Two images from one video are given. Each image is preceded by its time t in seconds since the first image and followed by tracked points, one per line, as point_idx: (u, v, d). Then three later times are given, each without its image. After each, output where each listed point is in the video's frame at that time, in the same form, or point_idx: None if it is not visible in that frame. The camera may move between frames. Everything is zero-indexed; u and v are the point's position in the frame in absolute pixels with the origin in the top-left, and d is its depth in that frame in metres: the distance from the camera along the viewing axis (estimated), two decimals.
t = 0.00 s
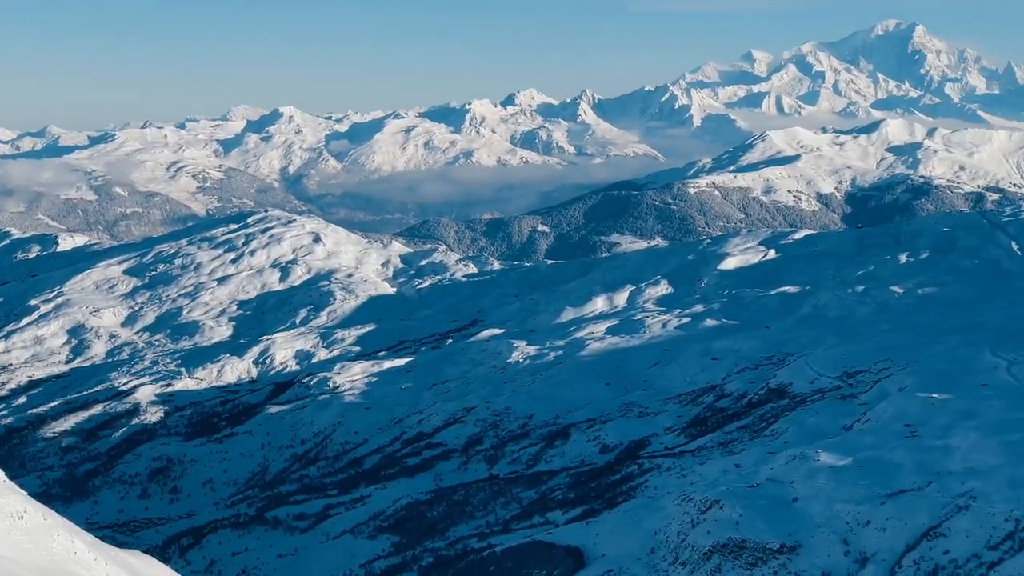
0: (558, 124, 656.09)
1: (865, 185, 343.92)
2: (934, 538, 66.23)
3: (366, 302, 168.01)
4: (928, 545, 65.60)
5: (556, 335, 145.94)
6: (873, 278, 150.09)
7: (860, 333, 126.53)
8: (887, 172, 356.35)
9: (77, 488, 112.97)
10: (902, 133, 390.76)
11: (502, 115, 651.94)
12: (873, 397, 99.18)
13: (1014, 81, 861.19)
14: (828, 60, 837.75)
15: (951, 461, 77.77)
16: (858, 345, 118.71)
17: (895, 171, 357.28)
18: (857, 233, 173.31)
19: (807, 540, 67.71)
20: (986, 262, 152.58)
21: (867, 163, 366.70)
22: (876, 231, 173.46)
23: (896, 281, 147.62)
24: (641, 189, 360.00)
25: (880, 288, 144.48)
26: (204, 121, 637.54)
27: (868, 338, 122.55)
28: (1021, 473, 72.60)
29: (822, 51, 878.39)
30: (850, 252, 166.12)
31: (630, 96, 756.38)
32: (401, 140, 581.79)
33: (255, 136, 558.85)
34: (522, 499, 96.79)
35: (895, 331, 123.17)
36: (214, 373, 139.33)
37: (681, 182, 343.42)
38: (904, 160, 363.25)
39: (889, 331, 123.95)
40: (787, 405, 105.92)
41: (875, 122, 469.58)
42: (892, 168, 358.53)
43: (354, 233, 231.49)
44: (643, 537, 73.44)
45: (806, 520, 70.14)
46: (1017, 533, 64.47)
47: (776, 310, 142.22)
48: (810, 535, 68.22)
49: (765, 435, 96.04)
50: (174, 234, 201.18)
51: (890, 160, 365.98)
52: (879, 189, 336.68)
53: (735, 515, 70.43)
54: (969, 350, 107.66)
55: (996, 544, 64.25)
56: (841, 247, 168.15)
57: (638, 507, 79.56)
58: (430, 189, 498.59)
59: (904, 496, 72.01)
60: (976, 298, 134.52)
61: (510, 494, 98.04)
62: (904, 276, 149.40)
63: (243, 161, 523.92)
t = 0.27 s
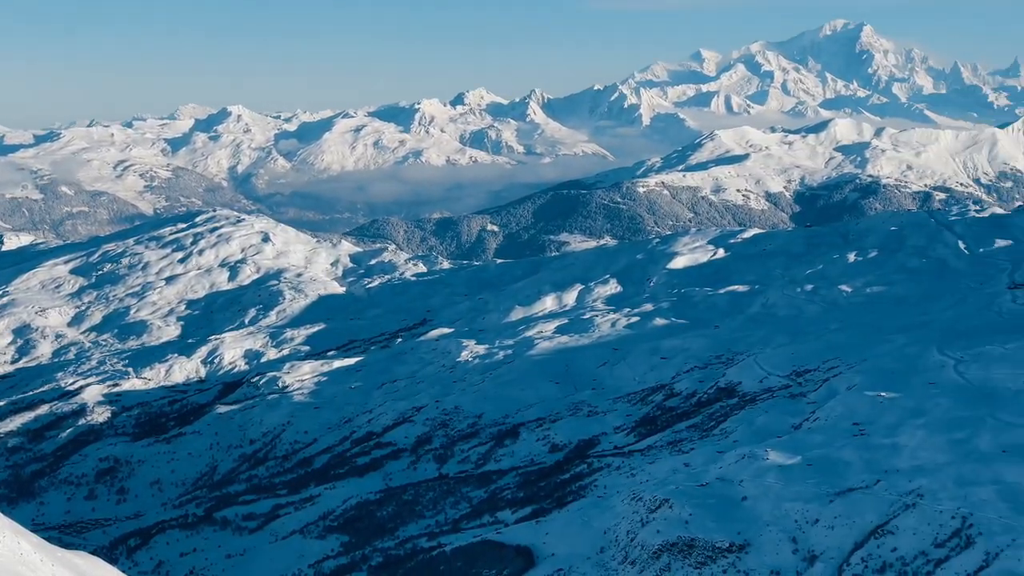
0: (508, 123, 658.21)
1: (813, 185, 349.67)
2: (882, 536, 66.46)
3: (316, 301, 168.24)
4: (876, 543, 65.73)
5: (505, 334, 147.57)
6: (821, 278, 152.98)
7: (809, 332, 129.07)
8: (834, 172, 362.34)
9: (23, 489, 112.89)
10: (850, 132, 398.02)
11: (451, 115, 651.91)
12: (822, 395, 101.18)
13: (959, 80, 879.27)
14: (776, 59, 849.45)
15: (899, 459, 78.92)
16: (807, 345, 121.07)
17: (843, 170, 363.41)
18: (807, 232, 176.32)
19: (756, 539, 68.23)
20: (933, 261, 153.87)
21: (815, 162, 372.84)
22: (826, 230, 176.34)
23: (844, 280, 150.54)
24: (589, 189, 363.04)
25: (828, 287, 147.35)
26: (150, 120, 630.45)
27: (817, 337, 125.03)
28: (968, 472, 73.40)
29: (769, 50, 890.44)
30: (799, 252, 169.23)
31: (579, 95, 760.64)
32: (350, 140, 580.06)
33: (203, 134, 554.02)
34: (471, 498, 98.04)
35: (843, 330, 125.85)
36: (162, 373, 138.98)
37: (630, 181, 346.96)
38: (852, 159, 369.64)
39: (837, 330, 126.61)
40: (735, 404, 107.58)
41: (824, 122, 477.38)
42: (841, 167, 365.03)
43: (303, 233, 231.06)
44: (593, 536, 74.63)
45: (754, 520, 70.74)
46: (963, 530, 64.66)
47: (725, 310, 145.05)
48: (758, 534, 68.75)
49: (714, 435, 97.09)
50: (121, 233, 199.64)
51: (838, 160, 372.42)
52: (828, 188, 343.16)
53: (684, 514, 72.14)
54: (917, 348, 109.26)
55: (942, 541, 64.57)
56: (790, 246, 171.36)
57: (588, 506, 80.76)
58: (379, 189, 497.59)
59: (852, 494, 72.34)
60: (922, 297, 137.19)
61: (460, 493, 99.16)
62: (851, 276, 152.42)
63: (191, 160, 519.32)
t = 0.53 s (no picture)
0: (463, 123, 659.35)
1: (768, 184, 354.39)
2: (836, 534, 66.56)
3: (271, 301, 168.51)
4: (831, 542, 65.91)
5: (461, 334, 148.99)
6: (777, 277, 155.59)
7: (764, 332, 131.49)
8: (789, 171, 367.25)
9: None
10: (805, 132, 404.13)
11: (407, 115, 651.08)
12: (777, 395, 99.88)
13: (911, 81, 894.20)
14: (731, 60, 858.83)
15: (854, 459, 78.05)
16: (762, 345, 123.25)
17: (798, 170, 368.39)
18: (762, 232, 180.23)
19: (711, 538, 68.40)
20: (887, 260, 156.69)
21: (770, 162, 378.09)
22: (781, 231, 180.10)
23: (800, 280, 152.98)
24: (544, 188, 365.25)
25: (783, 287, 149.89)
26: (103, 119, 623.97)
27: (772, 337, 127.28)
28: (922, 471, 72.97)
29: (724, 51, 900.05)
30: (754, 251, 172.40)
31: (534, 95, 763.65)
32: (306, 140, 578.25)
33: (157, 134, 549.72)
34: (427, 498, 98.99)
35: (797, 330, 128.64)
36: (116, 373, 139.49)
37: (586, 181, 349.77)
38: (806, 159, 374.82)
39: (791, 330, 129.34)
40: (690, 403, 109.03)
41: (778, 123, 482.94)
42: (795, 166, 369.85)
43: (260, 233, 231.02)
44: (548, 536, 74.77)
45: (709, 519, 70.88)
46: (917, 529, 64.94)
47: (680, 310, 147.52)
48: (714, 533, 68.93)
49: (670, 435, 97.17)
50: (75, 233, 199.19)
51: (793, 160, 377.30)
52: (783, 188, 348.03)
53: (640, 513, 72.41)
54: (871, 347, 109.80)
55: (896, 539, 64.79)
56: (744, 246, 174.82)
57: (543, 506, 80.37)
58: (335, 189, 496.19)
59: (808, 493, 72.31)
60: (876, 297, 139.51)
61: (415, 493, 100.07)
62: (806, 275, 155.00)
63: (146, 160, 515.12)
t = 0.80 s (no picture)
0: (413, 123, 659.48)
1: (717, 185, 359.51)
2: (786, 534, 68.78)
3: (220, 302, 168.45)
4: (780, 542, 68.10)
5: (411, 334, 150.50)
6: (726, 277, 158.95)
7: (713, 332, 134.50)
8: (738, 171, 372.76)
9: None
10: (754, 132, 410.60)
11: (357, 115, 649.20)
12: (727, 395, 101.81)
13: (858, 81, 909.35)
14: (680, 60, 867.61)
15: (803, 459, 79.94)
16: (712, 345, 125.89)
17: (747, 169, 374.08)
18: (711, 232, 183.74)
19: (661, 538, 70.32)
20: (836, 260, 160.21)
21: (720, 162, 383.76)
22: (731, 230, 183.52)
23: (749, 280, 156.34)
24: (495, 189, 367.40)
25: (733, 287, 153.11)
26: (48, 118, 615.10)
27: (721, 337, 130.24)
28: (870, 470, 75.22)
29: (673, 51, 909.19)
30: (704, 251, 175.70)
31: (485, 96, 765.70)
32: (255, 141, 575.41)
33: (104, 134, 544.08)
34: (377, 498, 100.03)
35: (746, 330, 131.83)
36: (63, 375, 139.57)
37: (536, 182, 352.29)
38: (755, 159, 380.63)
39: (740, 330, 132.54)
40: (641, 403, 111.10)
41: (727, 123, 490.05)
42: (745, 166, 374.90)
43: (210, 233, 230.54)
44: (498, 536, 75.85)
45: (659, 519, 72.77)
46: (865, 528, 67.28)
47: (630, 309, 150.27)
48: (664, 533, 70.84)
49: (620, 435, 99.21)
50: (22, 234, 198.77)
51: (742, 160, 382.09)
52: (732, 188, 353.02)
53: (590, 512, 73.72)
54: (819, 347, 112.99)
55: (845, 539, 67.11)
56: (694, 245, 178.27)
57: (494, 506, 81.92)
58: (284, 189, 494.07)
59: (756, 492, 74.42)
60: (824, 297, 143.08)
61: (366, 494, 101.11)
62: (755, 275, 158.49)
63: (93, 160, 508.96)
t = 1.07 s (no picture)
0: (364, 124, 658.75)
1: (668, 185, 363.87)
2: (737, 534, 70.35)
3: (170, 303, 168.21)
4: (732, 542, 69.65)
5: (363, 335, 151.79)
6: (677, 278, 162.25)
7: (664, 333, 137.43)
8: (689, 172, 377.65)
9: None
10: (705, 133, 416.56)
11: (308, 116, 646.33)
12: (678, 396, 104.07)
13: (807, 83, 922.66)
14: (631, 61, 874.89)
15: (754, 459, 81.31)
16: (663, 345, 128.64)
17: (698, 170, 379.21)
18: (663, 233, 187.10)
19: (613, 538, 71.83)
20: (787, 260, 163.69)
21: (671, 163, 388.85)
22: (682, 231, 186.96)
23: (700, 280, 159.57)
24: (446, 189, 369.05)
25: (684, 288, 156.21)
26: None
27: (673, 337, 133.05)
28: (821, 471, 76.84)
29: (624, 52, 916.26)
30: (654, 253, 178.77)
31: (436, 97, 766.79)
32: (205, 141, 571.61)
33: (51, 134, 537.59)
34: (328, 500, 101.07)
35: (697, 331, 135.04)
36: (10, 377, 140.00)
37: (487, 183, 354.34)
38: (706, 160, 385.88)
39: (691, 331, 135.69)
40: (593, 404, 113.14)
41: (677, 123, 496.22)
42: (695, 167, 379.83)
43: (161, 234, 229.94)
44: (449, 536, 77.23)
45: (610, 520, 74.27)
46: (816, 528, 68.86)
47: (582, 310, 152.79)
48: (615, 534, 72.31)
49: (571, 436, 101.28)
50: None
51: (693, 160, 387.64)
52: (683, 189, 357.55)
53: (541, 513, 75.58)
54: (770, 347, 115.96)
55: (795, 538, 68.64)
56: (645, 247, 181.28)
57: (445, 507, 83.50)
58: (234, 190, 491.37)
59: (707, 493, 76.02)
60: (775, 298, 146.85)
61: (316, 495, 102.11)
62: (706, 276, 161.86)
63: (40, 160, 502.52)
